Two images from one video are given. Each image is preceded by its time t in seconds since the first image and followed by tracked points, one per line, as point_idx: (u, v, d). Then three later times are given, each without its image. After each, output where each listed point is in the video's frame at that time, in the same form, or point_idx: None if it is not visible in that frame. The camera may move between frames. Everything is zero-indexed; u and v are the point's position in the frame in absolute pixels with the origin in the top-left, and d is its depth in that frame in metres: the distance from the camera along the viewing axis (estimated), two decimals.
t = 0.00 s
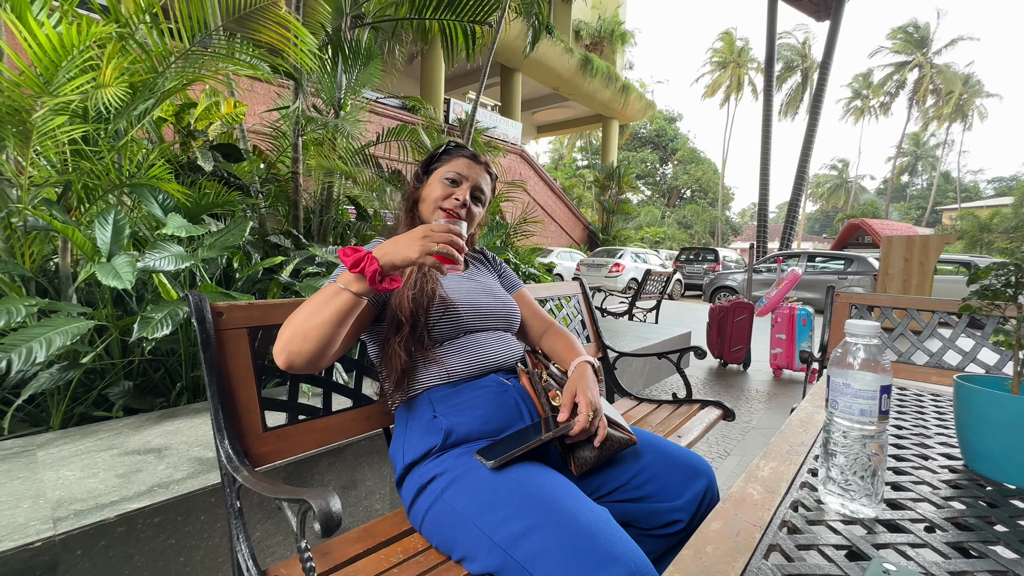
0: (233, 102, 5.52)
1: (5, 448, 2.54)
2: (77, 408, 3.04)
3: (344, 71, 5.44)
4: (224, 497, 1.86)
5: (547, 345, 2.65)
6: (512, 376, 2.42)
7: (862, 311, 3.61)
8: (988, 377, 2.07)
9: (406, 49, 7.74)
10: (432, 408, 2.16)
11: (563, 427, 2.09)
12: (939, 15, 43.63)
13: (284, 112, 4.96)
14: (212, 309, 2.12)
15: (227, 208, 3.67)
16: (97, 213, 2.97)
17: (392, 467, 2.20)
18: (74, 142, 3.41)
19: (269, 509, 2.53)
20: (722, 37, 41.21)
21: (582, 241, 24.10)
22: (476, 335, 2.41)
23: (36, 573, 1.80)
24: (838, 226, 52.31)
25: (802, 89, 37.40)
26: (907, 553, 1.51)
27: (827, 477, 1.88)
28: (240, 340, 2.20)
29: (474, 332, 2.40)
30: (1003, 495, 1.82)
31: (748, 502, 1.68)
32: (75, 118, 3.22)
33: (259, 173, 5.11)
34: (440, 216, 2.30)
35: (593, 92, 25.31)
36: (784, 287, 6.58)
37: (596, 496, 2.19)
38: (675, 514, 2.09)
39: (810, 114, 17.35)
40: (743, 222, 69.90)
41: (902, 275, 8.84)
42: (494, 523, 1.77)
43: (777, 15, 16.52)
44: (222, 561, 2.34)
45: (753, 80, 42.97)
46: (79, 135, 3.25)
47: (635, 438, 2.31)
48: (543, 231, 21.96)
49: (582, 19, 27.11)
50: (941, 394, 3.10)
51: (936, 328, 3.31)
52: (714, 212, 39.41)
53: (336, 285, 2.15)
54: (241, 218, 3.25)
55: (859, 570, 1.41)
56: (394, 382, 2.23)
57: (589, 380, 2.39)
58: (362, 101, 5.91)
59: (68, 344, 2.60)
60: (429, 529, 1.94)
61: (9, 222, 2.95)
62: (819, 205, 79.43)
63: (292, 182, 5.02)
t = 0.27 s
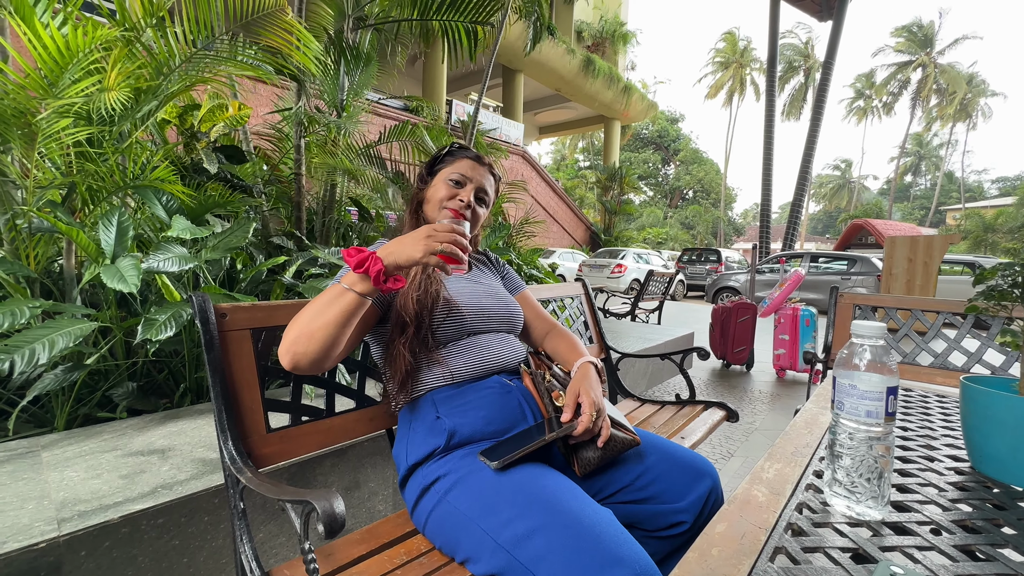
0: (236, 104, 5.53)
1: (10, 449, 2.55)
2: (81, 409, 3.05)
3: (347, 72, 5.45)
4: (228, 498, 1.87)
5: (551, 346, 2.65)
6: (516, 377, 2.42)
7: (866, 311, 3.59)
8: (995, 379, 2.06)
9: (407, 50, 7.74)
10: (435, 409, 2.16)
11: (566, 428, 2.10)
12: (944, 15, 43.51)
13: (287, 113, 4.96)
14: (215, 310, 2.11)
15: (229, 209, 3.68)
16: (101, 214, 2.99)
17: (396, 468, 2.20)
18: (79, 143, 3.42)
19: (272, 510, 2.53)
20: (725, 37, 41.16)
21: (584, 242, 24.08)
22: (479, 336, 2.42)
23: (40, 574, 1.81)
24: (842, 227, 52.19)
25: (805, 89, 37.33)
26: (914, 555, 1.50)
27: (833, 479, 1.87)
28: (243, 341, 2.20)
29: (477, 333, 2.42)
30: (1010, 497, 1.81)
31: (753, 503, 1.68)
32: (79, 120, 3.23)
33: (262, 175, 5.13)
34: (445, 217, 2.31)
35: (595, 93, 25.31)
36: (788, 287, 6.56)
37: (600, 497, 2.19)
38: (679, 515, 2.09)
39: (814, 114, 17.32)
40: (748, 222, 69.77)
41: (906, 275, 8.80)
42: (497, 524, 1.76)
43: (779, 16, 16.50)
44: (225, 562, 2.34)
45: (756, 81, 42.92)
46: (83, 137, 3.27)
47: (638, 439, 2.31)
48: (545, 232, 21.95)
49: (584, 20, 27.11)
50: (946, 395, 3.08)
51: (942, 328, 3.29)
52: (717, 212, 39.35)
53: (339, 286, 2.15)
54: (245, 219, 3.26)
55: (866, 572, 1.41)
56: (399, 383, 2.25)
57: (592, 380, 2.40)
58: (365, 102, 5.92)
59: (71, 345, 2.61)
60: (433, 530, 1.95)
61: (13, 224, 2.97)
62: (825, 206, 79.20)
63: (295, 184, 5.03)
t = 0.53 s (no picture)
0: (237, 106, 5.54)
1: (12, 451, 2.55)
2: (82, 410, 3.05)
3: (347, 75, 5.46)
4: (229, 500, 1.87)
5: (551, 347, 2.64)
6: (516, 378, 2.41)
7: (868, 312, 3.59)
8: (997, 379, 2.06)
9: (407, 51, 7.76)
10: (435, 410, 2.16)
11: (567, 429, 2.10)
12: (944, 16, 43.54)
13: (288, 115, 4.97)
14: (216, 312, 2.13)
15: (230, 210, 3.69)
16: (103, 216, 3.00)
17: (396, 470, 2.20)
18: (80, 146, 3.44)
19: (273, 511, 2.53)
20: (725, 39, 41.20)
21: (584, 243, 24.09)
22: (479, 338, 2.41)
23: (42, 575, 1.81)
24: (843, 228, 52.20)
25: (806, 90, 37.34)
26: (917, 556, 1.50)
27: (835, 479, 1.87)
28: (244, 343, 2.21)
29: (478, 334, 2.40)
30: (1013, 497, 1.80)
31: (755, 504, 1.68)
32: (82, 122, 3.24)
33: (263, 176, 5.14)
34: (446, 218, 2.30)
35: (596, 94, 25.35)
36: (789, 288, 6.55)
37: (601, 499, 2.19)
38: (680, 516, 2.09)
39: (814, 115, 17.33)
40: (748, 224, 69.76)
41: (907, 275, 8.80)
42: (498, 525, 1.76)
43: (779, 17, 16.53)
44: (226, 563, 2.34)
45: (757, 82, 42.94)
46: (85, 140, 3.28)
47: (639, 440, 2.31)
48: (546, 233, 21.96)
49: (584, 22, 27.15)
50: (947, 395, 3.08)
51: (943, 329, 3.28)
52: (718, 214, 39.36)
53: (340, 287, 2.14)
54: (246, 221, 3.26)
55: (868, 572, 1.41)
56: (398, 384, 2.23)
57: (593, 381, 2.38)
58: (365, 104, 5.93)
59: (73, 347, 2.61)
60: (433, 531, 1.94)
61: (15, 226, 2.97)
62: (826, 207, 79.18)
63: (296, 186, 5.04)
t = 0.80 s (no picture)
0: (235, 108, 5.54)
1: (9, 453, 2.54)
2: (80, 412, 3.04)
3: (346, 76, 5.46)
4: (226, 502, 1.86)
5: (551, 348, 2.63)
6: (515, 379, 2.40)
7: (867, 311, 3.58)
8: (996, 378, 2.06)
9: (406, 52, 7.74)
10: (434, 411, 2.16)
11: (566, 430, 2.09)
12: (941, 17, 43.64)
13: (286, 116, 4.97)
14: (213, 314, 2.13)
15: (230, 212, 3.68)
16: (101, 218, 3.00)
17: (395, 471, 2.19)
18: (78, 148, 3.44)
19: (272, 513, 2.52)
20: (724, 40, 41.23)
21: (584, 244, 24.08)
22: (478, 339, 2.40)
23: None
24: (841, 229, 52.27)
25: (804, 92, 37.39)
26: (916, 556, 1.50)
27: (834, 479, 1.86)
28: (241, 345, 2.21)
29: (476, 335, 2.40)
30: (1012, 497, 1.80)
31: (754, 504, 1.67)
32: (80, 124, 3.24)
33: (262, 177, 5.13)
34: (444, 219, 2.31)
35: (594, 96, 25.37)
36: (789, 288, 6.55)
37: (600, 499, 2.18)
38: (679, 516, 2.08)
39: (813, 116, 17.35)
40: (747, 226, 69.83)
41: (906, 275, 8.81)
42: (497, 526, 1.76)
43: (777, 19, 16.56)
44: (224, 565, 2.34)
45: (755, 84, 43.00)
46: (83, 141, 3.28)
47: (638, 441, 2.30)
48: (545, 235, 21.96)
49: (582, 23, 27.17)
50: (947, 394, 3.07)
51: (942, 328, 3.28)
52: (717, 215, 39.39)
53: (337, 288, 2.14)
54: (245, 223, 3.26)
55: (867, 573, 1.40)
56: (397, 385, 2.22)
57: (592, 381, 2.36)
58: (365, 105, 5.92)
59: (70, 349, 2.60)
60: (432, 533, 1.94)
61: (13, 228, 2.95)
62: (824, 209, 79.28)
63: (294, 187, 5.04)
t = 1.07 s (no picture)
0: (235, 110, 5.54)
1: (6, 455, 2.53)
2: (78, 415, 3.03)
3: (345, 79, 5.46)
4: (225, 503, 1.86)
5: (549, 349, 2.63)
6: (514, 380, 2.40)
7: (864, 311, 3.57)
8: (994, 377, 2.06)
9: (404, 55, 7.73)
10: (432, 412, 2.16)
11: (564, 431, 2.09)
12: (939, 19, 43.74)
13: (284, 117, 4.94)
14: (212, 315, 2.13)
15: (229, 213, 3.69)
16: (99, 220, 2.99)
17: (394, 472, 2.19)
18: (76, 150, 3.43)
19: (270, 515, 2.52)
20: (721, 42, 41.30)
21: (583, 245, 24.07)
22: (477, 340, 2.40)
23: None
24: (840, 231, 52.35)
25: (802, 92, 37.44)
26: (915, 555, 1.50)
27: (832, 479, 1.86)
28: (240, 346, 2.20)
29: (475, 337, 2.40)
30: (1011, 495, 1.80)
31: (753, 504, 1.67)
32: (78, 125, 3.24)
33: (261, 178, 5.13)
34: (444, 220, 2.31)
35: (593, 98, 25.41)
36: (787, 289, 6.55)
37: (599, 500, 2.18)
38: (679, 517, 2.08)
39: (811, 117, 17.38)
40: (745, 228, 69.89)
41: (905, 275, 8.81)
42: (495, 527, 1.75)
43: (774, 19, 16.60)
44: (223, 567, 2.33)
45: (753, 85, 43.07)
46: (81, 143, 3.29)
47: (638, 441, 2.30)
48: (544, 236, 21.97)
49: (580, 24, 27.21)
50: (945, 393, 3.07)
51: (941, 329, 3.27)
52: (715, 216, 39.44)
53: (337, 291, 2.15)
54: (244, 224, 3.25)
55: (865, 572, 1.40)
56: (396, 387, 2.23)
57: (591, 382, 2.36)
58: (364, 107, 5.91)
59: (68, 351, 2.60)
60: (430, 535, 1.93)
61: (12, 230, 2.95)
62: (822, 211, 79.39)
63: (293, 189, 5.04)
